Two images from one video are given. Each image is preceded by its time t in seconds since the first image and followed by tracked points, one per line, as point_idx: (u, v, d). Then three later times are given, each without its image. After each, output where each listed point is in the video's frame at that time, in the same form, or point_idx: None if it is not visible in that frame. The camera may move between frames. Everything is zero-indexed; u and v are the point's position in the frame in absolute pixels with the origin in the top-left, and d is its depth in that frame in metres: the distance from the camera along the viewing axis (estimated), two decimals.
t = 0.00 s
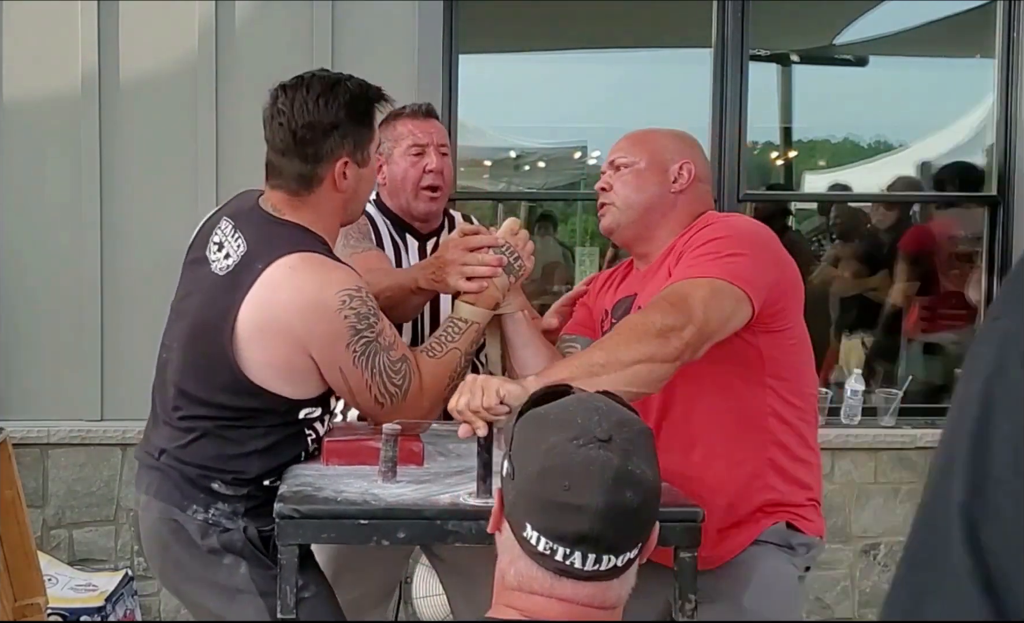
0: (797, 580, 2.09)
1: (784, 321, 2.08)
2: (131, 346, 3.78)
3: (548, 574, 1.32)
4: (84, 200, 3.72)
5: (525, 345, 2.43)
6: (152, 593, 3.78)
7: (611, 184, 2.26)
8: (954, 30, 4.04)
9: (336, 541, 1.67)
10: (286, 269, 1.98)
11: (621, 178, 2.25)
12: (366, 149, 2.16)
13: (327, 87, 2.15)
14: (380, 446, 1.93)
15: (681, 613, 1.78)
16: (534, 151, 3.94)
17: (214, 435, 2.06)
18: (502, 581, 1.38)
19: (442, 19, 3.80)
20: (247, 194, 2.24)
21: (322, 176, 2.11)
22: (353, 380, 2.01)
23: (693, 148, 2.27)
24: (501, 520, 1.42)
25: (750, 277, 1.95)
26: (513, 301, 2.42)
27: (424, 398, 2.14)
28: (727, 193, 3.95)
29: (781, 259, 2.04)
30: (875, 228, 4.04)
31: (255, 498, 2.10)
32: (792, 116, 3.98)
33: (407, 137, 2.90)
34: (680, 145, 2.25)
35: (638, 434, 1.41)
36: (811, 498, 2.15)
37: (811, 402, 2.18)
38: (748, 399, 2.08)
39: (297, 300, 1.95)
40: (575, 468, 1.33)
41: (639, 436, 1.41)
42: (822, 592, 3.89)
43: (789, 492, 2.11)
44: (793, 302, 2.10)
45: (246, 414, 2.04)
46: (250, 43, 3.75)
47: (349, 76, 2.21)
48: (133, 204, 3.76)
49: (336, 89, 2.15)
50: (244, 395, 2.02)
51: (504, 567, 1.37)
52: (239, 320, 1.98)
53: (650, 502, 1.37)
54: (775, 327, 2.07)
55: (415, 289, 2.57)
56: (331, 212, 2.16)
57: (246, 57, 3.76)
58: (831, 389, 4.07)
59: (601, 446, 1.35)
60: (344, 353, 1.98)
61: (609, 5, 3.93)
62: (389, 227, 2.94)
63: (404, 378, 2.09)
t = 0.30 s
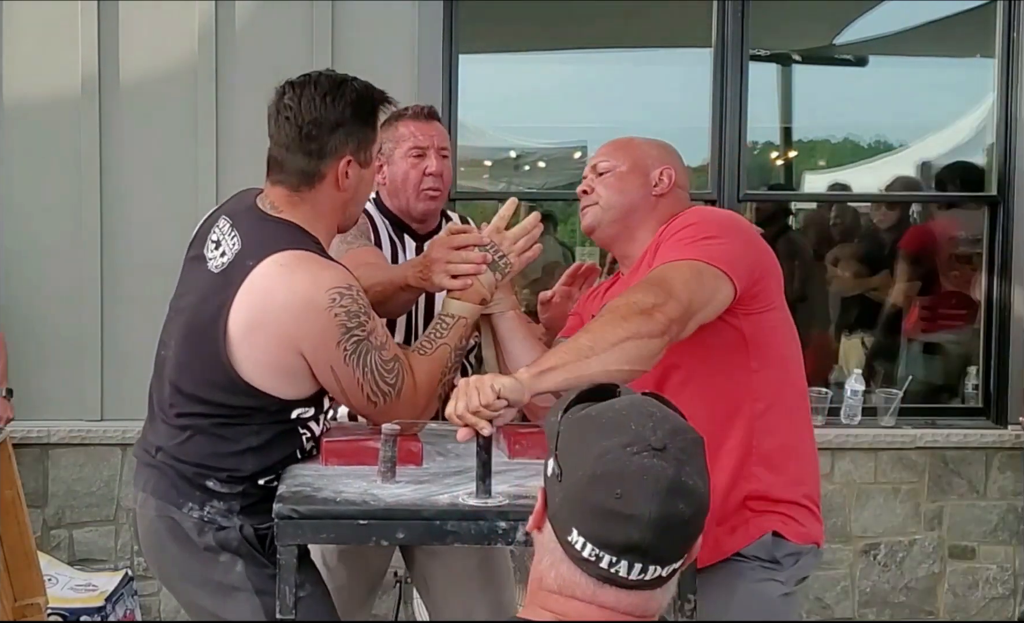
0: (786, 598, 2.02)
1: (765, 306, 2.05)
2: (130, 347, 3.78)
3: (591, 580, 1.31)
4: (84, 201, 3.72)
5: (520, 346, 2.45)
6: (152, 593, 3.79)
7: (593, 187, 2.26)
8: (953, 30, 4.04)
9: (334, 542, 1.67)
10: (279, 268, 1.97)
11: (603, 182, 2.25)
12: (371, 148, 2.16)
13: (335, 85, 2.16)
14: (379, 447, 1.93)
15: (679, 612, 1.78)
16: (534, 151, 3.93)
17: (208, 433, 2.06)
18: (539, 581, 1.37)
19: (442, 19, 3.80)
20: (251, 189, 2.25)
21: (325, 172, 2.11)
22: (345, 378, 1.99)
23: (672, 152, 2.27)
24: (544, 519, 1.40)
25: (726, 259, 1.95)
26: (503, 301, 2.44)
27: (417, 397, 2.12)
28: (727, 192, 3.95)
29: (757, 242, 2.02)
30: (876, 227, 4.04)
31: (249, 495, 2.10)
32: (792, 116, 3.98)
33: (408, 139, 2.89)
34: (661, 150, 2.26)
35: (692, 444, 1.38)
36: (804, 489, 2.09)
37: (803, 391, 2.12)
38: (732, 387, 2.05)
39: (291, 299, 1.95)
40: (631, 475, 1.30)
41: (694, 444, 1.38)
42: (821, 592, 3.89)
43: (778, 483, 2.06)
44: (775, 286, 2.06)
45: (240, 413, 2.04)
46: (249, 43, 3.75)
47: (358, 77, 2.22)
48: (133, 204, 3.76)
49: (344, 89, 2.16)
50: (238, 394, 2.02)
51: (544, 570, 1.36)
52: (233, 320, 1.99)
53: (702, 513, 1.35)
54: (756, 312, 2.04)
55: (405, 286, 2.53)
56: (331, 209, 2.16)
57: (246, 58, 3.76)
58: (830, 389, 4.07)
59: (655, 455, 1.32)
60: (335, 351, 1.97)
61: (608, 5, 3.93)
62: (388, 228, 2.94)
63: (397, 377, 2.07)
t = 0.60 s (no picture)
0: (787, 580, 1.96)
1: (711, 281, 1.99)
2: (130, 347, 3.78)
3: (626, 583, 1.29)
4: (84, 200, 3.72)
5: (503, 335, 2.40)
6: (152, 593, 3.80)
7: (547, 196, 2.25)
8: (954, 30, 4.04)
9: (334, 542, 1.67)
10: (270, 265, 1.97)
11: (558, 192, 2.23)
12: (349, 148, 2.13)
13: (312, 85, 2.15)
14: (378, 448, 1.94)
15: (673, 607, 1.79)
16: (534, 151, 3.93)
17: (192, 429, 2.06)
18: (571, 582, 1.35)
19: (442, 20, 3.80)
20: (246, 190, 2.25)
21: (302, 171, 2.10)
22: (336, 375, 1.99)
23: (620, 165, 2.28)
24: (577, 519, 1.39)
25: (655, 234, 1.90)
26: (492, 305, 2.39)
27: (407, 396, 2.10)
28: (727, 192, 3.95)
29: (688, 219, 1.97)
30: (875, 227, 4.04)
31: (234, 493, 2.10)
32: (792, 116, 3.98)
33: (441, 144, 2.92)
34: (613, 165, 2.27)
35: (730, 450, 1.38)
36: (790, 457, 2.03)
37: (771, 358, 2.06)
38: (698, 369, 2.00)
39: (280, 295, 1.95)
40: (672, 478, 1.30)
41: (732, 449, 1.38)
42: (821, 592, 3.89)
43: (762, 457, 2.01)
44: (715, 258, 2.00)
45: (224, 409, 2.04)
46: (250, 43, 3.76)
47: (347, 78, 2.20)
48: (132, 205, 3.76)
49: (322, 88, 2.15)
50: (225, 391, 2.01)
51: (576, 572, 1.35)
52: (222, 317, 1.99)
53: (738, 519, 1.35)
54: (703, 288, 1.98)
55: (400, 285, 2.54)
56: (314, 209, 2.15)
57: (246, 59, 3.76)
58: (830, 389, 4.08)
59: (697, 459, 1.33)
60: (325, 348, 1.97)
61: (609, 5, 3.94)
62: (421, 231, 2.89)
63: (389, 375, 2.06)
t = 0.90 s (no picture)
0: (792, 573, 2.00)
1: (690, 281, 1.97)
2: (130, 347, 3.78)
3: (644, 581, 1.27)
4: (83, 200, 3.72)
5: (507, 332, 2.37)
6: (152, 593, 3.79)
7: (531, 215, 2.23)
8: (954, 30, 4.04)
9: (334, 541, 1.67)
10: (276, 265, 1.97)
11: (542, 209, 2.22)
12: (337, 137, 2.12)
13: (297, 78, 2.17)
14: (380, 446, 1.93)
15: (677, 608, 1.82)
16: (534, 151, 3.93)
17: (200, 427, 2.07)
18: (586, 583, 1.32)
19: (442, 20, 3.80)
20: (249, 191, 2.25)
21: (291, 163, 2.10)
22: (342, 375, 1.99)
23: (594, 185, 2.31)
24: (592, 519, 1.35)
25: (630, 240, 1.87)
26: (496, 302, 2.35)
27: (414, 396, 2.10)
28: (727, 192, 3.95)
29: (656, 223, 1.94)
30: (876, 227, 4.04)
31: (241, 491, 2.10)
32: (792, 115, 3.98)
33: (428, 142, 2.94)
34: (590, 185, 2.29)
35: (745, 447, 1.37)
36: (786, 445, 2.04)
37: (757, 348, 2.07)
38: (688, 368, 1.99)
39: (287, 295, 1.95)
40: (691, 473, 1.29)
41: (746, 446, 1.37)
42: (822, 592, 3.89)
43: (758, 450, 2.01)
44: (688, 258, 1.99)
45: (232, 409, 2.04)
46: (250, 42, 3.75)
47: (333, 71, 2.21)
48: (132, 204, 3.76)
49: (307, 80, 2.16)
50: (231, 390, 2.02)
51: (591, 571, 1.32)
52: (229, 317, 1.99)
53: (756, 516, 1.34)
54: (683, 290, 1.96)
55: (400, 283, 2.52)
56: (309, 205, 2.14)
57: (245, 59, 3.76)
58: (830, 389, 4.08)
59: (715, 454, 1.31)
60: (331, 348, 1.96)
61: (609, 5, 3.94)
62: (409, 230, 2.89)
63: (394, 374, 2.06)
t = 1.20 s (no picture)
0: (786, 575, 2.01)
1: (699, 280, 1.98)
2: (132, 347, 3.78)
3: (645, 581, 1.26)
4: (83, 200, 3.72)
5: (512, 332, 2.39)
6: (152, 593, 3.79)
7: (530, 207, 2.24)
8: (954, 30, 4.04)
9: (334, 541, 1.67)
10: (285, 273, 1.96)
11: (547, 202, 2.20)
12: (337, 140, 2.12)
13: (296, 81, 2.16)
14: (380, 446, 1.93)
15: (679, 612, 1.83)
16: (534, 151, 3.93)
17: (206, 432, 2.07)
18: (585, 584, 1.32)
19: (442, 19, 3.79)
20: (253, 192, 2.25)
21: (291, 168, 2.10)
22: (350, 383, 2.00)
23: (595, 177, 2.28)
24: (591, 521, 1.35)
25: (639, 239, 1.87)
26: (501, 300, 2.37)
27: (421, 399, 2.12)
28: (727, 192, 3.95)
29: (668, 220, 1.95)
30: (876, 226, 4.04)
31: (248, 496, 2.10)
32: (792, 116, 3.98)
33: (393, 136, 2.93)
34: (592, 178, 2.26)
35: (743, 444, 1.37)
36: (786, 449, 2.04)
37: (761, 349, 2.07)
38: (691, 368, 1.99)
39: (294, 305, 1.94)
40: (691, 472, 1.28)
41: (744, 443, 1.37)
42: (822, 592, 3.89)
43: (757, 452, 2.01)
44: (699, 258, 2.00)
45: (239, 415, 2.04)
46: (249, 42, 3.75)
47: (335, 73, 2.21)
48: (131, 204, 3.75)
49: (305, 83, 2.15)
50: (238, 397, 2.01)
51: (591, 573, 1.31)
52: (236, 324, 1.98)
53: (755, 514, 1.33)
54: (691, 290, 1.96)
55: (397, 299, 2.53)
56: (310, 210, 2.14)
57: (245, 59, 3.76)
58: (830, 389, 4.08)
59: (713, 452, 1.31)
60: (341, 357, 1.97)
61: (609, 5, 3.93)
62: (376, 226, 2.91)
63: (402, 378, 2.08)
